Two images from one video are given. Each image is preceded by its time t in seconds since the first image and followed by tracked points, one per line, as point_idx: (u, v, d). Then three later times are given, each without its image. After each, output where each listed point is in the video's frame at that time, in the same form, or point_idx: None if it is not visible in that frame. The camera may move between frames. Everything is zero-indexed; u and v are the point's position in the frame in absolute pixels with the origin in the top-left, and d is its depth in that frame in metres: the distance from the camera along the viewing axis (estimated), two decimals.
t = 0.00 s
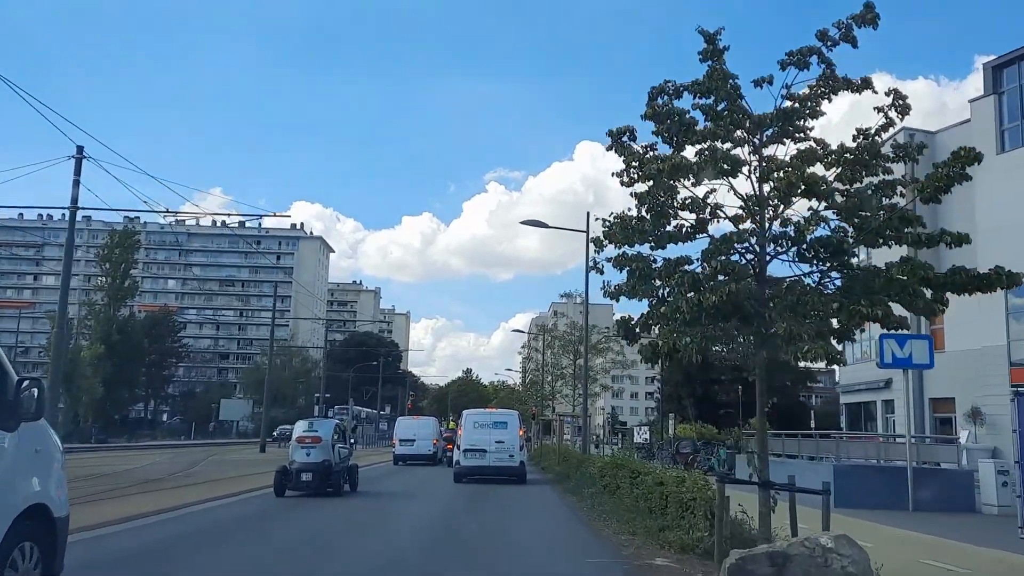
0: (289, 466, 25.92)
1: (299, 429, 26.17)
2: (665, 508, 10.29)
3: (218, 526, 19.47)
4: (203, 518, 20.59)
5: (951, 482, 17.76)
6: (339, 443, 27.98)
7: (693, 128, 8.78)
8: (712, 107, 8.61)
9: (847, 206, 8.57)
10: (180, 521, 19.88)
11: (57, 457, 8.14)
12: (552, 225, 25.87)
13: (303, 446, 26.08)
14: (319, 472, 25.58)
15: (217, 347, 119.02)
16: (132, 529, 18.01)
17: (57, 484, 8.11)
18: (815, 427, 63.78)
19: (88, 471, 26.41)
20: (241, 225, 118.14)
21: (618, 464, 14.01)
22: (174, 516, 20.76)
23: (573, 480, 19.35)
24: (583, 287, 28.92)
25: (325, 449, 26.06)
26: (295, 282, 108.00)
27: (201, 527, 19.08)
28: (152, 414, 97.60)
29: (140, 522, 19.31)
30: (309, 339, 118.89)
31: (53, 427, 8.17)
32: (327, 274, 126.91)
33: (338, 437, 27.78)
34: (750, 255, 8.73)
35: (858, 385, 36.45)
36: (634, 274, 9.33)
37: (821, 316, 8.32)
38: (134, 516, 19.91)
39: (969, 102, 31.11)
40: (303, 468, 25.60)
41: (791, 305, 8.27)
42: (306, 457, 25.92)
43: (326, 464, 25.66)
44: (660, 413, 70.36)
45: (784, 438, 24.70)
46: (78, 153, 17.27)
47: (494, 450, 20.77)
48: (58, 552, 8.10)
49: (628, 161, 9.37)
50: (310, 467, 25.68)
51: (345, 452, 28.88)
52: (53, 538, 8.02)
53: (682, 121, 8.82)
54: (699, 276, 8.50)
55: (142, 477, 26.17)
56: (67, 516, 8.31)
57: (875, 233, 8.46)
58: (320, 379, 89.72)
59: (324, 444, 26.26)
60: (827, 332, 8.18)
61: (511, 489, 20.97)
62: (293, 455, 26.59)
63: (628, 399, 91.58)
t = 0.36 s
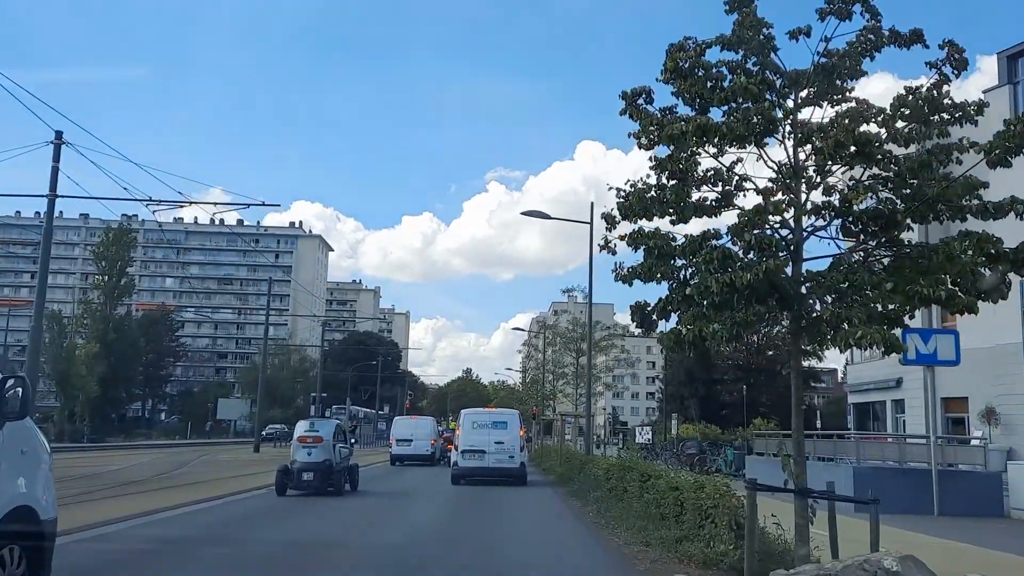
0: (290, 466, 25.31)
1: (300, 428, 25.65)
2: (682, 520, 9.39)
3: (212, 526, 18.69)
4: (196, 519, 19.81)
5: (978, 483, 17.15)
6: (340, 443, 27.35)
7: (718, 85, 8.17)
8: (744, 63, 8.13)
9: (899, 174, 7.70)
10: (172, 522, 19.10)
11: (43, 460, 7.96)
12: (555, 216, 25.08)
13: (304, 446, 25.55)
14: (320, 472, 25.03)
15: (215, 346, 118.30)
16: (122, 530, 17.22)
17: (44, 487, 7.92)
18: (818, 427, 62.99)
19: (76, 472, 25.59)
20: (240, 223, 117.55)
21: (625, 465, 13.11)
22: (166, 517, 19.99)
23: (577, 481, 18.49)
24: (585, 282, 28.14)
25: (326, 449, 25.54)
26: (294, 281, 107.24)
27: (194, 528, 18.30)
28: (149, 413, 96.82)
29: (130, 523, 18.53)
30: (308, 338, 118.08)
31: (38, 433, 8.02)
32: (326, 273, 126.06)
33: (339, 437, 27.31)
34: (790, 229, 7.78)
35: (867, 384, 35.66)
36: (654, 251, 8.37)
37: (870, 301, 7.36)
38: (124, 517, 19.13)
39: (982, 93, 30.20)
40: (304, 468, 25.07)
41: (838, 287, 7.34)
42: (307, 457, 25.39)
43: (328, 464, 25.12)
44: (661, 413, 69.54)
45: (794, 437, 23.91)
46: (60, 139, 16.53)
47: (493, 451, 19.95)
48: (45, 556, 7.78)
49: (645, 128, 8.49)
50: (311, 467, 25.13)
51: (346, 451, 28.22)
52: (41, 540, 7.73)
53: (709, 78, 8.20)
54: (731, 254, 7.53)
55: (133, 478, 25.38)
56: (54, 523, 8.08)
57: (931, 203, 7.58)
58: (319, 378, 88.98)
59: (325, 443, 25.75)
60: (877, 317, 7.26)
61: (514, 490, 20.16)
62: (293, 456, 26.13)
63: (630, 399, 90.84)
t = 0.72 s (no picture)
0: (292, 480, 24.89)
1: (301, 442, 25.29)
2: (705, 549, 8.40)
3: (205, 545, 17.86)
4: (186, 538, 18.93)
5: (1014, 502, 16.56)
6: (343, 457, 26.78)
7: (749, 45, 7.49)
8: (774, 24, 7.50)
9: (960, 149, 6.88)
10: (163, 542, 18.26)
11: (31, 477, 8.26)
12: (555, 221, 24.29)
13: (303, 460, 25.15)
14: (319, 485, 24.69)
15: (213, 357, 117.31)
16: (110, 552, 16.39)
17: (30, 508, 8.15)
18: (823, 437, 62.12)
19: (60, 489, 24.66)
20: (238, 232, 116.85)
21: (634, 482, 12.18)
22: (156, 536, 19.15)
23: (581, 498, 17.56)
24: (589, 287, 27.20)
25: (328, 463, 25.17)
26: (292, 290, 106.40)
27: (185, 548, 17.46)
28: (146, 424, 95.81)
29: (118, 544, 17.68)
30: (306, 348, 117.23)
31: (26, 451, 8.35)
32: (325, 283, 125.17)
33: (341, 451, 26.79)
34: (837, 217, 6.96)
35: (876, 393, 34.79)
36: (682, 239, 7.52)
37: (942, 297, 6.42)
38: (112, 537, 18.29)
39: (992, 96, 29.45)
40: (304, 482, 24.72)
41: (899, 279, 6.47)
42: (307, 471, 25.02)
43: (327, 477, 24.78)
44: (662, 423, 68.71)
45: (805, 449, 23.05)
46: (36, 139, 15.72)
47: (491, 465, 19.07)
48: (34, 568, 8.00)
49: (666, 95, 7.53)
50: (311, 480, 24.81)
51: (347, 465, 27.49)
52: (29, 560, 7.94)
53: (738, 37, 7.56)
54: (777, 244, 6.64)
55: (118, 496, 24.51)
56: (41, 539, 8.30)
57: (996, 181, 6.77)
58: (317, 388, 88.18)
59: (326, 458, 25.33)
60: (949, 316, 6.34)
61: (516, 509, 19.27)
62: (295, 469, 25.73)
63: (632, 409, 89.85)
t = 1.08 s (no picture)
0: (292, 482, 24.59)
1: (303, 443, 25.03)
2: (731, 564, 7.51)
3: (195, 550, 17.12)
4: (175, 542, 18.21)
5: None
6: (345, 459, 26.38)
7: None
8: None
9: None
10: (151, 546, 17.52)
11: (20, 477, 7.71)
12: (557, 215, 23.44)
13: (306, 462, 24.87)
14: (321, 487, 24.42)
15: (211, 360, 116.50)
16: (95, 556, 15.69)
17: (20, 511, 7.59)
18: (829, 441, 61.24)
19: (44, 493, 23.84)
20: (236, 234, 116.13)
21: (645, 488, 11.29)
22: (144, 541, 18.43)
23: (585, 503, 16.67)
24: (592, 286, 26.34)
25: (331, 465, 24.82)
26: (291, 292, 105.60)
27: (174, 552, 16.73)
28: (144, 427, 94.93)
29: (105, 548, 16.96)
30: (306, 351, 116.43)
31: (13, 448, 7.79)
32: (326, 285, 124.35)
33: (343, 453, 26.31)
34: (912, 164, 5.75)
35: (886, 395, 33.91)
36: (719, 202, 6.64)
37: None
38: (98, 541, 17.57)
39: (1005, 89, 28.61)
40: (307, 484, 24.47)
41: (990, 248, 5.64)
42: (310, 473, 24.71)
43: (330, 479, 24.55)
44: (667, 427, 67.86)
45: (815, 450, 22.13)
46: (9, 124, 14.95)
47: (491, 469, 18.22)
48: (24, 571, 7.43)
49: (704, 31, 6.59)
50: (314, 482, 24.55)
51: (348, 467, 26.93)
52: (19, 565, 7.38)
53: None
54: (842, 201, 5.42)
55: (106, 499, 23.78)
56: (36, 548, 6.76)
57: None
58: (316, 391, 87.43)
59: (329, 460, 24.97)
60: None
61: (518, 513, 18.42)
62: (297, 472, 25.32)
63: (634, 413, 88.90)
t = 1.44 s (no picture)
0: (293, 481, 24.04)
1: (303, 443, 24.44)
2: None
3: (183, 553, 16.33)
4: (164, 545, 17.43)
5: None
6: (345, 459, 25.67)
7: None
8: None
9: None
10: (139, 550, 16.78)
11: None
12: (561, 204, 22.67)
13: (306, 462, 24.25)
14: (322, 487, 23.84)
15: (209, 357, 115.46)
16: (78, 561, 14.93)
17: None
18: (833, 440, 60.59)
19: (28, 493, 23.06)
20: (234, 231, 115.40)
21: (656, 493, 10.52)
22: (131, 544, 17.65)
23: (586, 507, 15.82)
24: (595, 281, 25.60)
25: (331, 466, 24.18)
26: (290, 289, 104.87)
27: (162, 555, 15.95)
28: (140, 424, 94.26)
29: (90, 551, 16.20)
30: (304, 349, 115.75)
31: None
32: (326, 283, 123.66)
33: (342, 453, 25.64)
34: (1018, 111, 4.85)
35: (895, 394, 33.18)
36: (767, 156, 5.77)
37: None
38: (83, 544, 16.80)
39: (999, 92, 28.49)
40: (308, 484, 23.86)
41: None
42: (310, 473, 24.08)
43: (330, 479, 23.95)
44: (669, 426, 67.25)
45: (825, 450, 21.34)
46: None
47: (490, 471, 17.44)
48: None
49: None
50: (314, 482, 23.93)
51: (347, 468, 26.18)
52: None
53: None
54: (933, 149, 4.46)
55: (93, 500, 23.05)
56: None
57: None
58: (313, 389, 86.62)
59: (329, 460, 24.34)
60: None
61: (520, 517, 17.57)
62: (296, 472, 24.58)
63: (634, 410, 88.23)
